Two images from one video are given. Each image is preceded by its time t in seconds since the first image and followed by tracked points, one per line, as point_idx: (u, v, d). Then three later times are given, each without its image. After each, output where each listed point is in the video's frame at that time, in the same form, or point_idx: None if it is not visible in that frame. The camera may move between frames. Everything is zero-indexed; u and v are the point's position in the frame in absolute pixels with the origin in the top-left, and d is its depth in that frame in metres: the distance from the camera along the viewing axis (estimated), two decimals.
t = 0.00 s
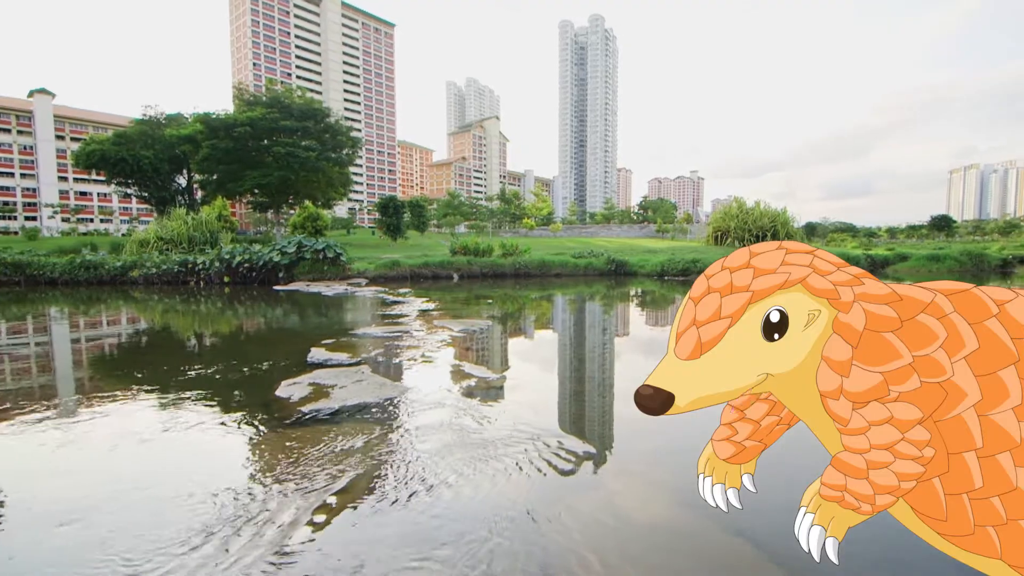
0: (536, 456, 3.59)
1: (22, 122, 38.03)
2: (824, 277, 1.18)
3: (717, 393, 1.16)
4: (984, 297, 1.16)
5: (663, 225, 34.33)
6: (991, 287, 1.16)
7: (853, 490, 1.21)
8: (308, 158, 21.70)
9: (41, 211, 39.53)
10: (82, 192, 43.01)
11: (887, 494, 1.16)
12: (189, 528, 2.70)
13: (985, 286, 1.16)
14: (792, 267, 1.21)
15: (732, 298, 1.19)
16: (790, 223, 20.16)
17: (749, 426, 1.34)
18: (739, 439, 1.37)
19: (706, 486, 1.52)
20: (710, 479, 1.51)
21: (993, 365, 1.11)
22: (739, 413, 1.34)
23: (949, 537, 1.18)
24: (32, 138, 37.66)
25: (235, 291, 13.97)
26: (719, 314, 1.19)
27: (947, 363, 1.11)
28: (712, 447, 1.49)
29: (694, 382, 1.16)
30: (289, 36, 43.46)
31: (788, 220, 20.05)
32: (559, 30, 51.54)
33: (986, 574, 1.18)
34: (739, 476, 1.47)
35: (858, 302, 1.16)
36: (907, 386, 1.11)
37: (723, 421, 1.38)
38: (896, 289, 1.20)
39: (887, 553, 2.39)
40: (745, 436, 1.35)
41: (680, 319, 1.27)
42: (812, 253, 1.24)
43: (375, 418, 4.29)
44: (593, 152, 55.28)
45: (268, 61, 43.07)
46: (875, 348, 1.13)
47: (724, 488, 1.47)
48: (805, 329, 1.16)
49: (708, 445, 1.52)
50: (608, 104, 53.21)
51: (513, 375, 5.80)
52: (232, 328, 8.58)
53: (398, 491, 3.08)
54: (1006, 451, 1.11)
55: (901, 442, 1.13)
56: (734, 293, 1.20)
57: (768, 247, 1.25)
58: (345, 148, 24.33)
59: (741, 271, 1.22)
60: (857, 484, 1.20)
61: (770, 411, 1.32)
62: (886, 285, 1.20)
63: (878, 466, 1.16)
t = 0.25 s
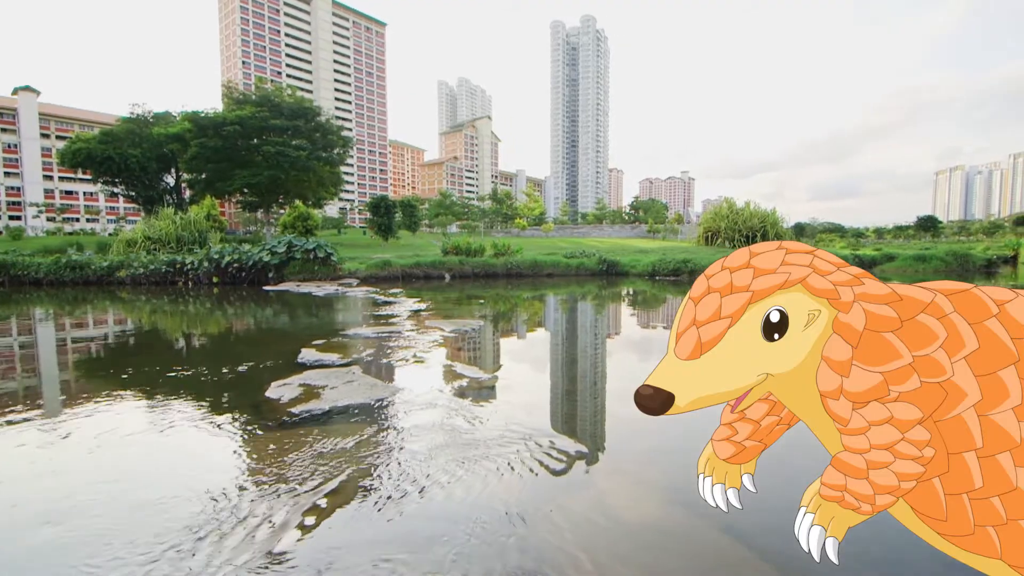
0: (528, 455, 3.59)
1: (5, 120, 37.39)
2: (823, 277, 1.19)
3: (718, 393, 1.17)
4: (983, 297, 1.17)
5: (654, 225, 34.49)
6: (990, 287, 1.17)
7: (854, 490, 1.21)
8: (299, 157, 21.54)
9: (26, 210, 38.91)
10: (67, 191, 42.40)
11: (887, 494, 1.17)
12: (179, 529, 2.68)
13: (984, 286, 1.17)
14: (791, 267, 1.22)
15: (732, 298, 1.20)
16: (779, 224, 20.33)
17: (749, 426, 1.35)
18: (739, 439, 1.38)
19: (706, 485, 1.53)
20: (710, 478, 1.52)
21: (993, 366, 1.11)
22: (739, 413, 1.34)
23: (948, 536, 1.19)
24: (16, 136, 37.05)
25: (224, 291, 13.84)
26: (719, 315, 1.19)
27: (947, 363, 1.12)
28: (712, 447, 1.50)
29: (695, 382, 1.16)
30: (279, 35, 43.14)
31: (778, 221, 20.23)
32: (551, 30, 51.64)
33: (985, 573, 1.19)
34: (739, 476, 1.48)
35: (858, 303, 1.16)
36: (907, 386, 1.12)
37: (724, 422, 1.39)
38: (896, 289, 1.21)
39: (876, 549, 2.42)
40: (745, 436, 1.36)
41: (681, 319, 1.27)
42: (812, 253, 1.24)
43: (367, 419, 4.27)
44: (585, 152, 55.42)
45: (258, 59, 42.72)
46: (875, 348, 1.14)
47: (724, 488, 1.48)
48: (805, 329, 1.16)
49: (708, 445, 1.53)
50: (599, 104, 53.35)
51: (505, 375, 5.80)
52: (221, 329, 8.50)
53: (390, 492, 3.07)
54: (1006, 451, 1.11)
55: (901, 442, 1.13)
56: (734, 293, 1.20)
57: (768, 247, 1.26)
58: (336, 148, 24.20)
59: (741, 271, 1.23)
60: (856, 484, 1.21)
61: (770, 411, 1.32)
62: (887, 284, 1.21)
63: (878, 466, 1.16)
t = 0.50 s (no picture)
0: (519, 456, 3.58)
1: None
2: (823, 277, 1.18)
3: (717, 393, 1.17)
4: (984, 297, 1.17)
5: (645, 225, 34.67)
6: (991, 287, 1.16)
7: (854, 490, 1.21)
8: (288, 156, 21.35)
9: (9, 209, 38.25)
10: (52, 190, 41.75)
11: (886, 493, 1.17)
12: (166, 533, 2.65)
13: (985, 285, 1.17)
14: (792, 267, 1.21)
15: (732, 298, 1.20)
16: (768, 224, 20.52)
17: (749, 426, 1.35)
18: (738, 440, 1.37)
19: (706, 486, 1.52)
20: (710, 479, 1.51)
21: (994, 365, 1.11)
22: (739, 413, 1.34)
23: (949, 537, 1.18)
24: None
25: (213, 291, 13.70)
26: (719, 314, 1.19)
27: (947, 363, 1.12)
28: (712, 447, 1.49)
29: (694, 383, 1.17)
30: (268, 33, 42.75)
31: (767, 221, 20.41)
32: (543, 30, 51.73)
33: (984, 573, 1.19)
34: (739, 476, 1.48)
35: (859, 302, 1.16)
36: (908, 386, 1.12)
37: (724, 422, 1.39)
38: (896, 289, 1.21)
39: (865, 546, 2.45)
40: (745, 436, 1.36)
41: (681, 319, 1.27)
42: (813, 253, 1.24)
43: (357, 420, 4.24)
44: (576, 153, 55.59)
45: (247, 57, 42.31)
46: (875, 348, 1.14)
47: (724, 488, 1.48)
48: (805, 329, 1.16)
49: (707, 445, 1.53)
50: (591, 104, 53.53)
51: (496, 375, 5.79)
52: (209, 329, 8.41)
53: (381, 493, 3.05)
54: (1006, 451, 1.11)
55: (902, 442, 1.13)
56: (734, 293, 1.20)
57: (768, 246, 1.26)
58: (326, 147, 24.06)
59: (741, 271, 1.23)
60: (856, 484, 1.20)
61: (770, 411, 1.32)
62: (887, 284, 1.21)
63: (878, 466, 1.16)
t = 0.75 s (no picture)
0: (508, 455, 3.58)
1: None
2: (824, 277, 1.19)
3: (717, 394, 1.17)
4: (984, 297, 1.17)
5: (633, 225, 34.86)
6: (991, 287, 1.17)
7: (853, 490, 1.21)
8: (275, 155, 21.13)
9: None
10: (32, 189, 40.95)
11: (886, 493, 1.17)
12: (150, 536, 2.61)
13: (985, 286, 1.17)
14: (792, 267, 1.22)
15: (733, 298, 1.20)
16: (755, 224, 20.73)
17: (749, 426, 1.35)
18: (739, 439, 1.38)
19: (706, 486, 1.53)
20: (710, 479, 1.52)
21: (994, 366, 1.12)
22: (739, 413, 1.34)
23: (948, 537, 1.19)
24: None
25: (198, 292, 13.52)
26: (719, 314, 1.20)
27: (948, 363, 1.12)
28: (712, 447, 1.50)
29: (694, 382, 1.17)
30: (255, 30, 42.32)
31: (754, 222, 20.62)
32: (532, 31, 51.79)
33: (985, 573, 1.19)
34: (739, 475, 1.48)
35: (859, 302, 1.16)
36: (908, 386, 1.12)
37: (724, 422, 1.39)
38: (897, 289, 1.21)
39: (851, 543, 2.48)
40: (745, 436, 1.36)
41: (680, 319, 1.28)
42: (812, 253, 1.25)
43: (346, 422, 4.21)
44: (566, 153, 55.74)
45: (233, 54, 41.84)
46: (876, 348, 1.14)
47: (724, 488, 1.48)
48: (805, 329, 1.17)
49: (707, 445, 1.53)
50: (580, 105, 53.69)
51: (486, 375, 5.79)
52: (194, 330, 8.30)
53: (369, 494, 3.03)
54: (1006, 451, 1.12)
55: (901, 442, 1.14)
56: (734, 293, 1.20)
57: (769, 246, 1.26)
58: (314, 146, 23.88)
59: (741, 271, 1.23)
60: (857, 483, 1.20)
61: (770, 411, 1.32)
62: (887, 284, 1.21)
63: (878, 466, 1.16)
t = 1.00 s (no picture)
0: (497, 455, 3.57)
1: None
2: (824, 277, 1.19)
3: (717, 394, 1.17)
4: (984, 297, 1.17)
5: (622, 226, 35.03)
6: (991, 286, 1.17)
7: (854, 490, 1.22)
8: (261, 154, 20.88)
9: None
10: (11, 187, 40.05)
11: (887, 494, 1.17)
12: (131, 541, 2.57)
13: (985, 286, 1.17)
14: (791, 267, 1.22)
15: (732, 299, 1.20)
16: (742, 225, 20.94)
17: (749, 426, 1.35)
18: (739, 439, 1.38)
19: (706, 485, 1.53)
20: (710, 479, 1.52)
21: (994, 365, 1.12)
22: (740, 413, 1.35)
23: (949, 537, 1.19)
24: None
25: (183, 292, 13.32)
26: (719, 314, 1.20)
27: (947, 363, 1.12)
28: (711, 447, 1.50)
29: (694, 381, 1.17)
30: (240, 27, 41.81)
31: (740, 222, 20.82)
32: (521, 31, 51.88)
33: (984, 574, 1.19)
34: (739, 475, 1.48)
35: (859, 302, 1.16)
36: (907, 386, 1.12)
37: (724, 422, 1.39)
38: (896, 289, 1.21)
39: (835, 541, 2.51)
40: (745, 436, 1.36)
41: (681, 319, 1.28)
42: (812, 253, 1.25)
43: (334, 423, 4.16)
44: (555, 154, 55.87)
45: (218, 52, 41.30)
46: (875, 347, 1.14)
47: (724, 488, 1.48)
48: (805, 329, 1.17)
49: (707, 445, 1.53)
50: (569, 105, 53.83)
51: (475, 376, 5.77)
52: (179, 331, 8.18)
53: (356, 496, 3.00)
54: (1005, 451, 1.12)
55: (902, 442, 1.14)
56: (734, 293, 1.21)
57: (769, 246, 1.26)
58: (301, 145, 23.67)
59: (741, 271, 1.23)
60: (857, 484, 1.21)
61: (770, 411, 1.33)
62: (887, 284, 1.21)
63: (878, 466, 1.17)
